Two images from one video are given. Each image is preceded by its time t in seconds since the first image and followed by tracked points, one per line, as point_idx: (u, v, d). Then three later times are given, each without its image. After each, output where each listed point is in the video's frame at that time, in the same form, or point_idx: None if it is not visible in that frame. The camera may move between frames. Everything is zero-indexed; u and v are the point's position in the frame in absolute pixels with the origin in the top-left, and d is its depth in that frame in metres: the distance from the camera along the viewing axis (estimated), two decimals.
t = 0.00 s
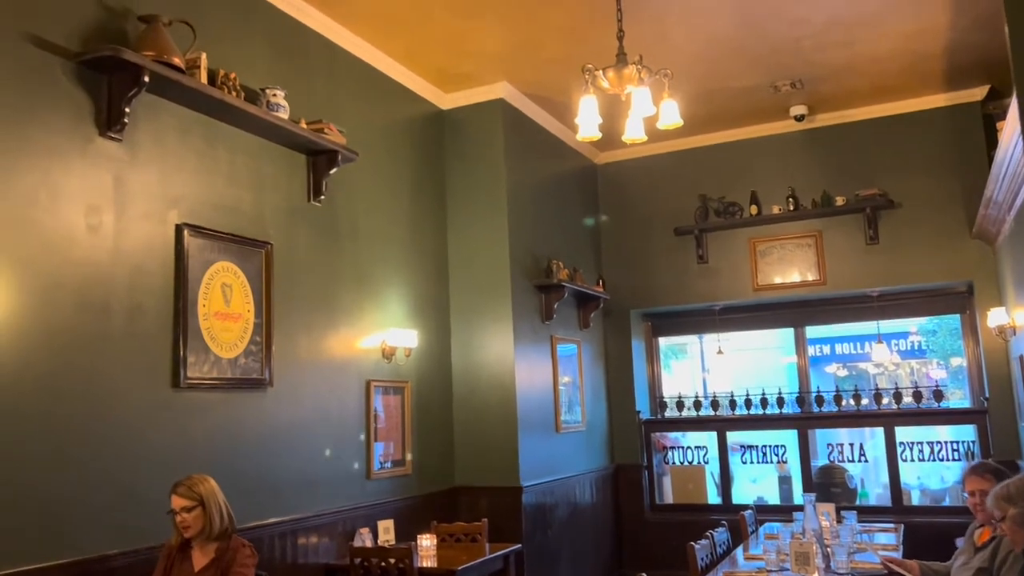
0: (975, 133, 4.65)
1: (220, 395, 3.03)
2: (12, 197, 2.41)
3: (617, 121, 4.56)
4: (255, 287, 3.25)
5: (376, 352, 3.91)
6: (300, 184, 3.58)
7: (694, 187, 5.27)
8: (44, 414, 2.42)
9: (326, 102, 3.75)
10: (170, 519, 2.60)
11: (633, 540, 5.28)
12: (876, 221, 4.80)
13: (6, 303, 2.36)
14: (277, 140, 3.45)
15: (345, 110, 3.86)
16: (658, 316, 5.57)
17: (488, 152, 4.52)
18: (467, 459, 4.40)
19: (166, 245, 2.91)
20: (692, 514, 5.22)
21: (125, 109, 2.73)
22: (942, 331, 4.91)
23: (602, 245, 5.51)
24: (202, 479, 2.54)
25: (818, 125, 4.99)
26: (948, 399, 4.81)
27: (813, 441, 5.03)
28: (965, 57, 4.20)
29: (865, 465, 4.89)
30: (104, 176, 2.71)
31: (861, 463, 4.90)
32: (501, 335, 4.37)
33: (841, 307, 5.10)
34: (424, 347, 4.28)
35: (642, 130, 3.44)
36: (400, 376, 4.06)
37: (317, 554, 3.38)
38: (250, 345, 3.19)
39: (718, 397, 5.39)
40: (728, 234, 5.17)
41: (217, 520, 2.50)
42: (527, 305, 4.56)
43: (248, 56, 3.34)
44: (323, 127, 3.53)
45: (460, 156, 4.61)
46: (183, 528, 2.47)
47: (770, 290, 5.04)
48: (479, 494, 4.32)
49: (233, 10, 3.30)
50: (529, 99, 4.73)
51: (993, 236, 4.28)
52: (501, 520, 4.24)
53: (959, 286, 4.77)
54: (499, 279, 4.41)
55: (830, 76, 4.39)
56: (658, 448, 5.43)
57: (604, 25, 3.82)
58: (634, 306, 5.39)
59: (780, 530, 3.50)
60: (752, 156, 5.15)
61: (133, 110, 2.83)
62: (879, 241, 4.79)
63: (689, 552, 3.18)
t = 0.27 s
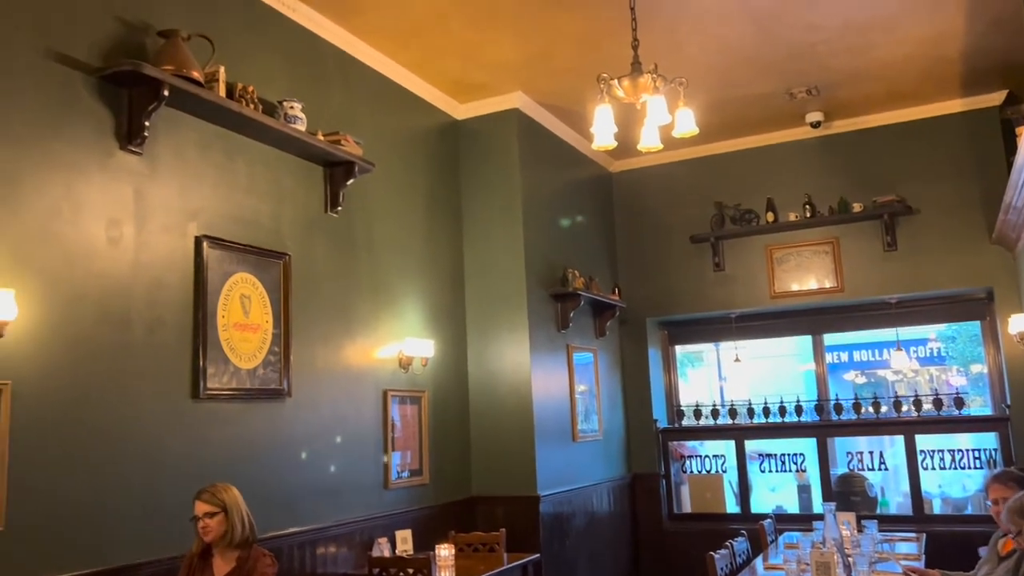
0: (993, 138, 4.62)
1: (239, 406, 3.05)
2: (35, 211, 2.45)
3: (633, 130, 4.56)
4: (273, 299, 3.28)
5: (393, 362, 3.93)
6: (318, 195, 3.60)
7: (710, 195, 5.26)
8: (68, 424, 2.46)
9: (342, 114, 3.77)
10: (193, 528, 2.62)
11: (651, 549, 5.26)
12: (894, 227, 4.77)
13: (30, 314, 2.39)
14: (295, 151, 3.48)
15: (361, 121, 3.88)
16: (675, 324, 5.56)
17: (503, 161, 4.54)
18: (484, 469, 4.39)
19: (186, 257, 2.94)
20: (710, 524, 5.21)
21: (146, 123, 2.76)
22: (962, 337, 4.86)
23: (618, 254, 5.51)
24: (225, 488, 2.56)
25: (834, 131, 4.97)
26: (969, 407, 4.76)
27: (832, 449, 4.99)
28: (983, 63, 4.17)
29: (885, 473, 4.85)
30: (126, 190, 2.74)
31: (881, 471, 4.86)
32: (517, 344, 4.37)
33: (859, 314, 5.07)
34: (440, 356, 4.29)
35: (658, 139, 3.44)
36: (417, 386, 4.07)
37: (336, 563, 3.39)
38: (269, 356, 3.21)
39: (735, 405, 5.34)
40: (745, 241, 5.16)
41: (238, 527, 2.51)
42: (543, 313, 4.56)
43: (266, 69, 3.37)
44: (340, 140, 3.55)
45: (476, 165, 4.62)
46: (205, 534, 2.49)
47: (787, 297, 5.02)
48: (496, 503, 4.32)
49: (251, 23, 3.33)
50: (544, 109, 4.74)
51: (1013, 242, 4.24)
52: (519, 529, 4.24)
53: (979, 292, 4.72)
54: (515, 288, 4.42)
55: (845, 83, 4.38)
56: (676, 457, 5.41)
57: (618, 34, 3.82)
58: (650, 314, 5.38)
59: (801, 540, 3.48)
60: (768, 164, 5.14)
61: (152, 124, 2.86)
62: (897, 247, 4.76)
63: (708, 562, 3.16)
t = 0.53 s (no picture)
0: (1012, 142, 4.58)
1: (258, 415, 3.07)
2: (58, 223, 2.47)
3: (648, 136, 4.57)
4: (291, 308, 3.30)
5: (410, 370, 3.93)
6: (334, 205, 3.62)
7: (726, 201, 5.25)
8: (90, 435, 2.47)
9: (358, 124, 3.80)
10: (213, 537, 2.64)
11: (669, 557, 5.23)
12: (912, 232, 4.74)
13: (53, 325, 2.42)
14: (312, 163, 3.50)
15: (377, 131, 3.91)
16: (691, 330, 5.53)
17: (519, 169, 4.55)
18: (500, 477, 4.39)
19: (205, 267, 2.96)
20: (729, 530, 5.18)
21: (165, 135, 2.78)
22: (982, 342, 4.82)
23: (634, 260, 5.50)
24: (245, 497, 2.57)
25: (850, 136, 4.95)
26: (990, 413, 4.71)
27: (852, 456, 4.96)
28: (1001, 66, 4.14)
29: (905, 480, 4.80)
30: (146, 201, 2.77)
31: (901, 478, 4.82)
32: (534, 352, 4.37)
33: (878, 319, 5.03)
34: (457, 364, 4.29)
35: (673, 145, 3.44)
36: (433, 394, 4.07)
37: (354, 572, 3.40)
38: (287, 365, 3.22)
39: (754, 411, 5.32)
40: (761, 247, 5.14)
41: (258, 537, 2.51)
42: (559, 321, 4.55)
43: (283, 81, 3.40)
44: (357, 150, 3.57)
45: (491, 173, 4.64)
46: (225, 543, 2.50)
47: (805, 303, 4.99)
48: (513, 511, 4.31)
49: (268, 35, 3.36)
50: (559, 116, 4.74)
51: None
52: (536, 536, 4.23)
53: (999, 297, 4.68)
54: (531, 296, 4.42)
55: (861, 87, 4.36)
56: (693, 464, 5.38)
57: (633, 41, 3.83)
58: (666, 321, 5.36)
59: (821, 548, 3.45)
60: (784, 169, 5.12)
61: (172, 136, 2.89)
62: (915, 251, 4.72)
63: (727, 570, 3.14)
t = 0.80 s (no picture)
0: None
1: (277, 423, 3.09)
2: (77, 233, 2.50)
3: (663, 142, 4.55)
4: (309, 316, 3.32)
5: (426, 377, 3.94)
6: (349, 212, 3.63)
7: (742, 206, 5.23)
8: (110, 444, 2.49)
9: (374, 132, 3.82)
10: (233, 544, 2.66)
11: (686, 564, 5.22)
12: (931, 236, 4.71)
13: (73, 335, 2.44)
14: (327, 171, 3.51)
15: (393, 139, 3.92)
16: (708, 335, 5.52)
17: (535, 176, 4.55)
18: (517, 485, 4.38)
19: (224, 277, 2.98)
20: (751, 538, 5.15)
21: (183, 148, 2.81)
22: (1001, 345, 4.79)
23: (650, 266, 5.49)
24: (264, 505, 2.59)
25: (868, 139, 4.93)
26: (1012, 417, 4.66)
27: (871, 462, 4.91)
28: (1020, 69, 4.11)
29: (925, 485, 4.76)
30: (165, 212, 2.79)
31: (922, 483, 4.77)
32: (550, 359, 4.38)
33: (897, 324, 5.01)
34: (473, 370, 4.30)
35: (688, 151, 3.44)
36: (450, 401, 4.08)
37: None
38: (305, 373, 3.24)
39: (771, 418, 5.28)
40: (777, 252, 5.13)
41: (274, 544, 2.52)
42: (575, 327, 4.55)
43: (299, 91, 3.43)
44: (371, 159, 3.58)
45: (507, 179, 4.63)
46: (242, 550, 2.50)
47: (821, 307, 4.97)
48: (531, 517, 4.31)
49: (285, 46, 3.38)
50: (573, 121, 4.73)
51: None
52: (552, 543, 4.24)
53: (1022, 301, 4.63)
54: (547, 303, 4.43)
55: (876, 90, 4.34)
56: (711, 470, 5.34)
57: (646, 48, 3.83)
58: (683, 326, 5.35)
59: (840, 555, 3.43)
60: (800, 174, 5.10)
61: (190, 147, 2.91)
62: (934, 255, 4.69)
63: None
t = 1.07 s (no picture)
0: None
1: (292, 429, 3.11)
2: (95, 239, 2.50)
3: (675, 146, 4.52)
4: (324, 323, 3.35)
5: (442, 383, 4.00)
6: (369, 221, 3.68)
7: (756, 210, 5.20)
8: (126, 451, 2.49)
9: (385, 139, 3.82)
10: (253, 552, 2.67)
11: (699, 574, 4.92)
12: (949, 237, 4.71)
13: (92, 341, 2.44)
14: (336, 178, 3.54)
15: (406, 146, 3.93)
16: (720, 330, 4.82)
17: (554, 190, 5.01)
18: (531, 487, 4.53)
19: (238, 284, 3.00)
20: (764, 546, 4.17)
21: (197, 155, 2.84)
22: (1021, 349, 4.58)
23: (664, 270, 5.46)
24: (280, 513, 2.61)
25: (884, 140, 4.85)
26: None
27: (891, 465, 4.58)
28: None
29: (943, 489, 4.64)
30: (179, 219, 2.81)
31: (941, 487, 4.64)
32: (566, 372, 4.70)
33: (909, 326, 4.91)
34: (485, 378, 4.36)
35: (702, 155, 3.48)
36: (464, 407, 4.14)
37: None
38: (319, 379, 3.26)
39: (788, 424, 4.44)
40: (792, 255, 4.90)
41: (291, 552, 2.52)
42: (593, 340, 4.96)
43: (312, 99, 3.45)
44: (385, 167, 3.66)
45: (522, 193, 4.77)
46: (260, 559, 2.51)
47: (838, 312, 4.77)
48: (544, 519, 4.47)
49: (289, 59, 3.42)
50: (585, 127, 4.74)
51: None
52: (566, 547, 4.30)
53: None
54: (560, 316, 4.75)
55: (891, 91, 4.30)
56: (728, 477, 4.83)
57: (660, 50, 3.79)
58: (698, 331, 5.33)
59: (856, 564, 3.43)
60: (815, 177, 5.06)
61: (206, 155, 2.92)
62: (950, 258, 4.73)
63: None
